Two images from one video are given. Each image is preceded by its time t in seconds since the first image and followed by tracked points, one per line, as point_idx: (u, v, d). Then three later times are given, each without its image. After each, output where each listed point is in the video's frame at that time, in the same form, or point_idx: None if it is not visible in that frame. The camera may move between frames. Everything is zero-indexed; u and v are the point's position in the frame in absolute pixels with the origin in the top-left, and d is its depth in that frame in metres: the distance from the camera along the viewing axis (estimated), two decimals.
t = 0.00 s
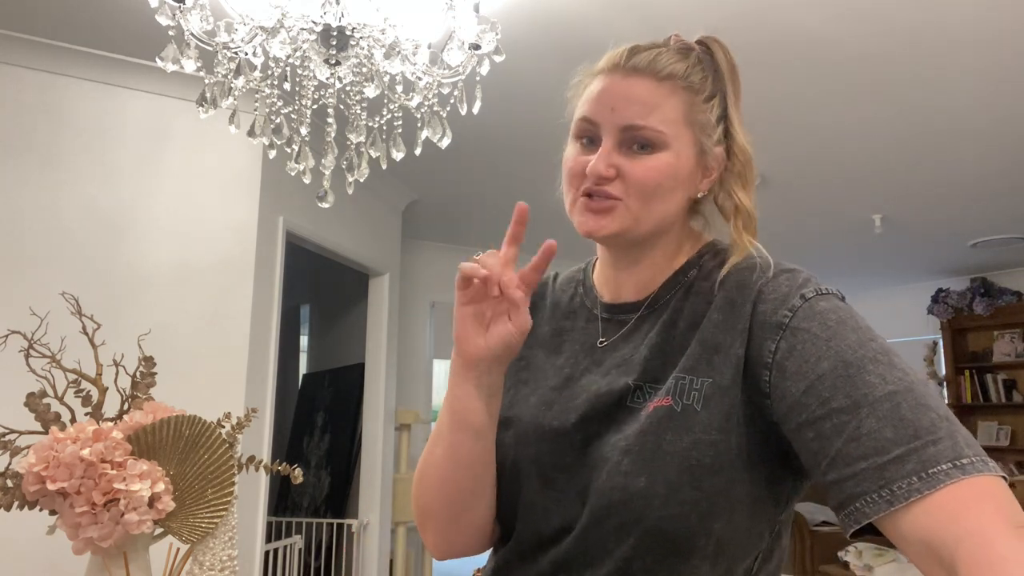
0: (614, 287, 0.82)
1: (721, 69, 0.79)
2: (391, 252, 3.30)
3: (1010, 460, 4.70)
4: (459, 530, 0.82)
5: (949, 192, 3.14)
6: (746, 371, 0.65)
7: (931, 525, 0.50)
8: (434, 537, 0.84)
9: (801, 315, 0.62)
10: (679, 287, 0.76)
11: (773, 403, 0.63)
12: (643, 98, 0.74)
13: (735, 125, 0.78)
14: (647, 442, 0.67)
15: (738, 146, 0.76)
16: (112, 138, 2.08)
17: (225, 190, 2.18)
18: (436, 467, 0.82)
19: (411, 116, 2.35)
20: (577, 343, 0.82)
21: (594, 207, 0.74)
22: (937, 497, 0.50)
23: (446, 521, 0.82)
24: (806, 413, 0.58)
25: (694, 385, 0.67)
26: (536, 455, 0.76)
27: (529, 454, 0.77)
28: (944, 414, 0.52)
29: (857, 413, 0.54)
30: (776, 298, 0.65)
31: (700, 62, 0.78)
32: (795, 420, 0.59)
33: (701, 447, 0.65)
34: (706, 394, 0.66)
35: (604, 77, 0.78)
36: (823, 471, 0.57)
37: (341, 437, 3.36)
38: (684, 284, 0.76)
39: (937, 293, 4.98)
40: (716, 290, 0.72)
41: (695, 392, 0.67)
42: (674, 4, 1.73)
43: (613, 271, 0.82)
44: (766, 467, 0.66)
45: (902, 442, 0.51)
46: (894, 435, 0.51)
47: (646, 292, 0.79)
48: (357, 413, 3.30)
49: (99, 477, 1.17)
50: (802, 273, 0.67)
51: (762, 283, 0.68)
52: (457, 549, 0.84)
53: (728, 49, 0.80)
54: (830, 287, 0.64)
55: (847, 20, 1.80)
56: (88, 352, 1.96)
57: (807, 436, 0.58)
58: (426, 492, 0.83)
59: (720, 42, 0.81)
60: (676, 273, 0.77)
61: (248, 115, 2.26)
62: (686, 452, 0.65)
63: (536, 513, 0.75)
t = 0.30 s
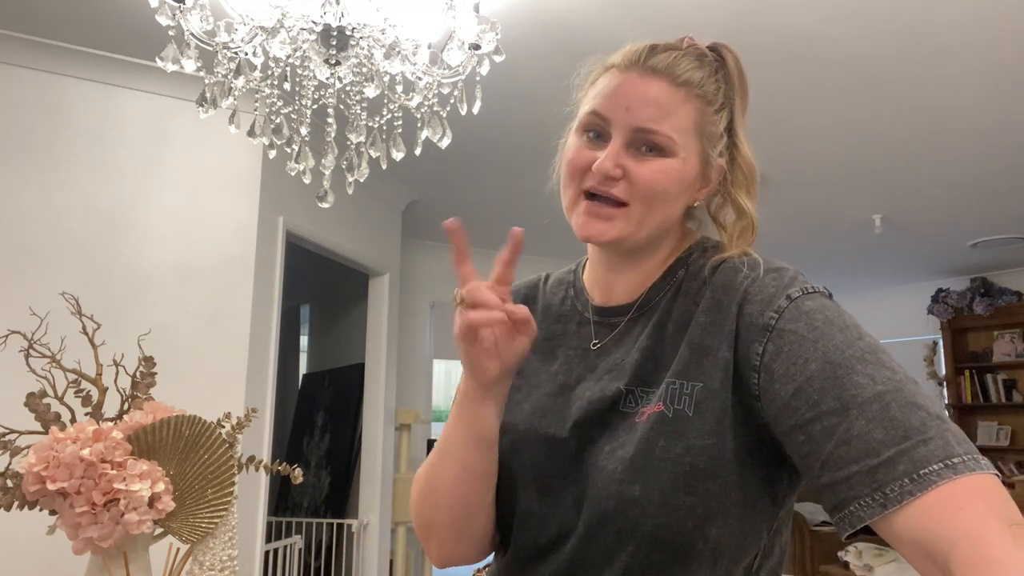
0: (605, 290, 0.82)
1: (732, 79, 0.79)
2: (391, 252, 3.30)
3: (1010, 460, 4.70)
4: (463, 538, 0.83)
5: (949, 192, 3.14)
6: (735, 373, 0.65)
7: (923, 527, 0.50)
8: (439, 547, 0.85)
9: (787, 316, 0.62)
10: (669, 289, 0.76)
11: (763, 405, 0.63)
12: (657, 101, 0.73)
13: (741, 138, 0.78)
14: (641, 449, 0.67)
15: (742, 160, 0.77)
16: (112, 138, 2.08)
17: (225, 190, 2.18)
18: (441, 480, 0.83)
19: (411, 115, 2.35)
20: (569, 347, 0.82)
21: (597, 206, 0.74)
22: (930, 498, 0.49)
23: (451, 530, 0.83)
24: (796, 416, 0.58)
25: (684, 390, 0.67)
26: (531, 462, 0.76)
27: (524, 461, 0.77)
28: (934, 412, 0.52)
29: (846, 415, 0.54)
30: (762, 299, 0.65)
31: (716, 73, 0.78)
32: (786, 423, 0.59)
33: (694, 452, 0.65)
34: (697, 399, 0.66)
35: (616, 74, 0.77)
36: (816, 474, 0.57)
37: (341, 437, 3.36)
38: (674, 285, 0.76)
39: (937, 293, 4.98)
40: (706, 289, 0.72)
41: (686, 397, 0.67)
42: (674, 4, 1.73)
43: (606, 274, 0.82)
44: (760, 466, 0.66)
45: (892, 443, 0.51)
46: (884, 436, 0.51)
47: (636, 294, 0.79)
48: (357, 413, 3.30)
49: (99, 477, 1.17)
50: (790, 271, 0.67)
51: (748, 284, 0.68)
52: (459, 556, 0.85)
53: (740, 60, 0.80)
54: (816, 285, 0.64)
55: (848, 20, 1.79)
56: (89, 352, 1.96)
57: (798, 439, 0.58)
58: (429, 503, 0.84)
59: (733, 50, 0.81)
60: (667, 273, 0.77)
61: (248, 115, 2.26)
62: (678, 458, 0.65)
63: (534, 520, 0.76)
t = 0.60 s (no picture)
0: (603, 292, 0.82)
1: (729, 81, 0.79)
2: (391, 252, 3.30)
3: (1010, 460, 4.70)
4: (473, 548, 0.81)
5: (949, 192, 3.14)
6: (737, 375, 0.65)
7: (920, 526, 0.50)
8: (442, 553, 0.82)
9: (788, 318, 0.62)
10: (669, 291, 0.76)
11: (765, 407, 0.63)
12: (651, 104, 0.73)
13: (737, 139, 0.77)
14: (646, 453, 0.67)
15: (739, 162, 0.77)
16: (112, 138, 2.08)
17: (225, 190, 2.18)
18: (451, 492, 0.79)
19: (411, 115, 2.35)
20: (569, 350, 0.82)
21: (590, 209, 0.73)
22: (931, 499, 0.49)
23: (459, 542, 0.80)
24: (797, 418, 0.58)
25: (688, 394, 0.67)
26: (536, 468, 0.76)
27: (530, 467, 0.77)
28: (934, 415, 0.52)
29: (847, 417, 0.54)
30: (763, 301, 0.65)
31: (711, 74, 0.78)
32: (788, 425, 0.59)
33: (699, 456, 0.65)
34: (701, 402, 0.66)
35: (612, 78, 0.77)
36: (818, 477, 0.57)
37: (341, 436, 3.36)
38: (673, 287, 0.76)
39: (937, 293, 4.98)
40: (705, 290, 0.72)
41: (689, 400, 0.67)
42: (673, 3, 1.73)
43: (603, 276, 0.82)
44: (763, 466, 0.66)
45: (894, 445, 0.51)
46: (886, 438, 0.51)
47: (634, 296, 0.79)
48: (357, 413, 3.30)
49: (99, 477, 1.17)
50: (790, 273, 0.67)
51: (748, 285, 0.68)
52: (466, 566, 0.83)
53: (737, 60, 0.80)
54: (817, 287, 0.64)
55: (848, 20, 1.80)
56: (88, 352, 1.96)
57: (800, 441, 0.58)
58: (436, 514, 0.81)
59: (730, 51, 0.80)
60: (666, 274, 0.77)
61: (248, 115, 2.26)
62: (681, 463, 0.65)
63: (538, 526, 0.76)
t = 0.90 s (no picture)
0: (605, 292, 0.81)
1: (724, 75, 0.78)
2: (391, 252, 3.30)
3: (1010, 460, 4.70)
4: (484, 546, 0.77)
5: (949, 192, 3.14)
6: (742, 379, 0.65)
7: (917, 530, 0.50)
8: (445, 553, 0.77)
9: (793, 322, 0.62)
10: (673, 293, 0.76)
11: (768, 411, 0.63)
12: (646, 110, 0.72)
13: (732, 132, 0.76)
14: (655, 458, 0.67)
15: (737, 157, 0.76)
16: (112, 138, 2.08)
17: (225, 190, 2.18)
18: (469, 486, 0.75)
19: (411, 115, 2.35)
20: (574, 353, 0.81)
21: (593, 220, 0.74)
22: (934, 504, 0.49)
23: (469, 539, 0.76)
24: (801, 422, 0.58)
25: (696, 398, 0.67)
26: (543, 472, 0.75)
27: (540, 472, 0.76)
28: (936, 421, 0.52)
29: (851, 421, 0.54)
30: (768, 305, 0.65)
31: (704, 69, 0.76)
32: (791, 429, 0.59)
33: (709, 460, 0.64)
34: (709, 406, 0.66)
35: (605, 83, 0.76)
36: (822, 480, 0.57)
37: (341, 436, 3.36)
38: (677, 290, 0.76)
39: (937, 293, 4.98)
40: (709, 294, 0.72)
41: (698, 404, 0.67)
42: (672, 4, 1.73)
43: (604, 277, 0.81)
44: (767, 469, 0.66)
45: (897, 450, 0.51)
46: (889, 443, 0.52)
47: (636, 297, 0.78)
48: (357, 413, 3.30)
49: (99, 477, 1.17)
50: (795, 277, 0.67)
51: (754, 289, 0.68)
52: (469, 568, 0.79)
53: (730, 52, 0.78)
54: (821, 291, 0.64)
55: (849, 20, 1.80)
56: (89, 352, 1.96)
57: (802, 444, 0.58)
58: (447, 510, 0.77)
59: (724, 43, 0.79)
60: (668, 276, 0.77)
61: (248, 115, 2.26)
62: (693, 467, 0.65)
63: (545, 533, 0.74)
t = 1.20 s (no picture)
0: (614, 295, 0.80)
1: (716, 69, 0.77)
2: (391, 251, 3.30)
3: (1010, 460, 4.70)
4: (487, 547, 0.77)
5: (949, 192, 3.14)
6: (750, 380, 0.65)
7: (920, 530, 0.50)
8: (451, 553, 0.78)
9: (802, 324, 0.62)
10: (679, 294, 0.76)
11: (775, 412, 0.63)
12: (640, 120, 0.71)
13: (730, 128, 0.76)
14: (663, 459, 0.67)
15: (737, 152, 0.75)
16: (112, 138, 2.08)
17: (225, 190, 2.18)
18: (469, 486, 0.75)
19: (411, 115, 2.35)
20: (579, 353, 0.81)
21: (599, 235, 0.74)
22: (938, 504, 0.49)
23: (472, 540, 0.76)
24: (809, 422, 0.58)
25: (704, 399, 0.67)
26: (549, 473, 0.75)
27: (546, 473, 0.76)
28: (943, 424, 0.52)
29: (858, 421, 0.54)
30: (776, 307, 0.65)
31: (695, 69, 0.76)
32: (799, 429, 0.59)
33: (717, 461, 0.64)
34: (716, 407, 0.66)
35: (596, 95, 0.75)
36: (829, 480, 0.57)
37: (341, 437, 3.36)
38: (683, 292, 0.76)
39: (937, 293, 4.98)
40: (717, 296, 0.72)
41: (705, 405, 0.66)
42: (672, 4, 1.73)
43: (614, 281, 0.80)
44: (772, 470, 0.66)
45: (903, 450, 0.51)
46: (896, 443, 0.51)
47: (647, 300, 0.78)
48: (357, 412, 3.30)
49: (99, 477, 1.17)
50: (802, 279, 0.67)
51: (762, 290, 0.68)
52: (474, 570, 0.78)
53: (721, 44, 0.78)
54: (828, 293, 0.64)
55: (849, 20, 1.80)
56: (89, 352, 1.96)
57: (810, 445, 0.58)
58: (449, 512, 0.77)
59: (714, 35, 0.78)
60: (674, 277, 0.77)
61: (248, 115, 2.26)
62: (700, 468, 0.65)
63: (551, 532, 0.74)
